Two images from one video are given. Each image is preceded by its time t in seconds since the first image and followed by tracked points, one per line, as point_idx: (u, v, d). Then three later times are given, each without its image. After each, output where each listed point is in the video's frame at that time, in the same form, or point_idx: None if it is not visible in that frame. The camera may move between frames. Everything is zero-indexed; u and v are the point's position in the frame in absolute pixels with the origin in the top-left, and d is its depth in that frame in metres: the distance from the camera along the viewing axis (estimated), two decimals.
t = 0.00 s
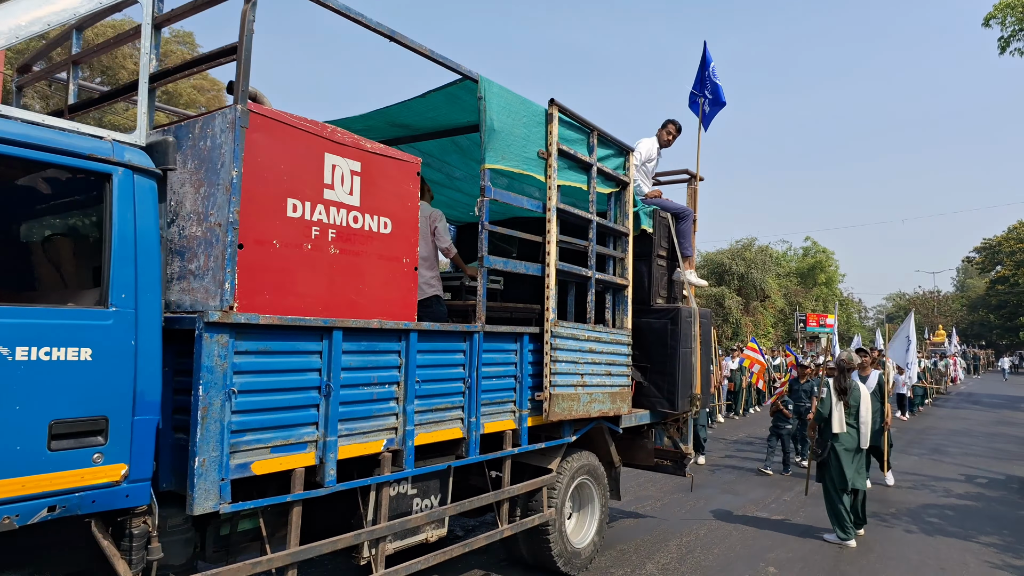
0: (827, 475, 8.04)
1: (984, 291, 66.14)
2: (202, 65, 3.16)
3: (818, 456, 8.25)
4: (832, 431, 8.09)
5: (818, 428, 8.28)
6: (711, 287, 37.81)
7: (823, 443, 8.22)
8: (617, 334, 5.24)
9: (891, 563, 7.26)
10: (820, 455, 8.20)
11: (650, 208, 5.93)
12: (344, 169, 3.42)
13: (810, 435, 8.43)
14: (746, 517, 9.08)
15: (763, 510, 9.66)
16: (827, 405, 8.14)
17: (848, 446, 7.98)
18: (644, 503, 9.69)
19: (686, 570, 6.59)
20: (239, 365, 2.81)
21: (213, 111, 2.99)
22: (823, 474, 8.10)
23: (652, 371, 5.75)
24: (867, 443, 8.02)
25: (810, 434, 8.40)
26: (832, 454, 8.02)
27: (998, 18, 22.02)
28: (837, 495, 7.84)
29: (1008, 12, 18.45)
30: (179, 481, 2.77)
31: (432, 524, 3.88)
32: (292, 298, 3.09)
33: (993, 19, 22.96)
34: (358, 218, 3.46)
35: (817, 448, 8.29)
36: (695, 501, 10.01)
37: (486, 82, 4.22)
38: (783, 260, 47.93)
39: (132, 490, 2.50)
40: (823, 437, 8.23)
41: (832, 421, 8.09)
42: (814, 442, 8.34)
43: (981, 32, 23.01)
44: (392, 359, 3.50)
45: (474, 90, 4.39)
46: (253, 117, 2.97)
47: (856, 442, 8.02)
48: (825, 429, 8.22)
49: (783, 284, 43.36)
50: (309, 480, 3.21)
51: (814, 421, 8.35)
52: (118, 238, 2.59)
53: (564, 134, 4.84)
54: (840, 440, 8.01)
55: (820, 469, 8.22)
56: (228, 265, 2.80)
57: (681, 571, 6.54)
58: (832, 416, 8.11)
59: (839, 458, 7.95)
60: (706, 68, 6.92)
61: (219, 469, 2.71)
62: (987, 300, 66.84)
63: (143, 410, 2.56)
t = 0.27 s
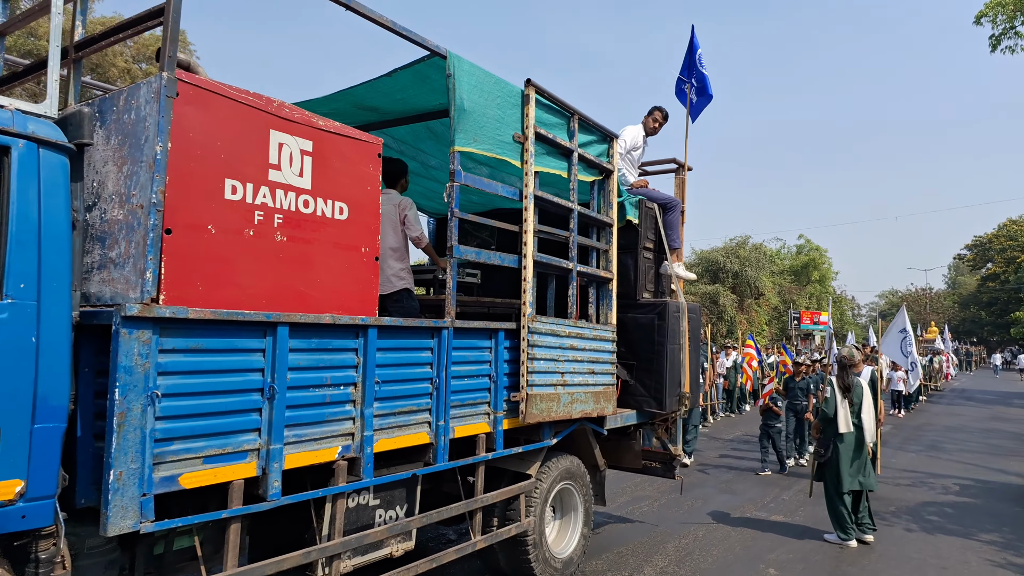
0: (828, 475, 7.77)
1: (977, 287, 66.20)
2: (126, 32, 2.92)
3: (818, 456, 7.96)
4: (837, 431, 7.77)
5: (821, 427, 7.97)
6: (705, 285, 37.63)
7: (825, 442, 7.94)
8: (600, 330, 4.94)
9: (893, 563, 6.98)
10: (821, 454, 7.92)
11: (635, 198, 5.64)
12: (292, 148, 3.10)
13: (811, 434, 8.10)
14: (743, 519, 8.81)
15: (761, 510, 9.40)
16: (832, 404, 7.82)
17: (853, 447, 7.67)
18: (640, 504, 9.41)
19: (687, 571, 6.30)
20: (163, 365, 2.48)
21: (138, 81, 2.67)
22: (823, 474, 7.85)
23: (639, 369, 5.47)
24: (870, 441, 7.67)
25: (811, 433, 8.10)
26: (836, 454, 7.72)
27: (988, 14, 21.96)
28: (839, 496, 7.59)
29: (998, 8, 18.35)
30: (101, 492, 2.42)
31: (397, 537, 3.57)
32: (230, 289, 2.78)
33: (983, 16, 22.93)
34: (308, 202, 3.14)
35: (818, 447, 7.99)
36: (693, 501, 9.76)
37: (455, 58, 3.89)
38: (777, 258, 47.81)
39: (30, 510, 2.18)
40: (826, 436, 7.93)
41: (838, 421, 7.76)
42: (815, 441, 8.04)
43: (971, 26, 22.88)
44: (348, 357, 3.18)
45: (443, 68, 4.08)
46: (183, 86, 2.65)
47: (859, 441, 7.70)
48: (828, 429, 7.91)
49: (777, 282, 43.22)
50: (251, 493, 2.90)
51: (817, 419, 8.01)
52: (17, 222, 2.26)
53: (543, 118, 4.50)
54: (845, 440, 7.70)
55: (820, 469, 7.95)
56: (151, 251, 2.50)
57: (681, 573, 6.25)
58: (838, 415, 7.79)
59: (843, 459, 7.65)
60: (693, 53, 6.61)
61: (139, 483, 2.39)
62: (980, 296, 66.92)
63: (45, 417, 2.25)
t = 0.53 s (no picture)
0: (830, 478, 7.49)
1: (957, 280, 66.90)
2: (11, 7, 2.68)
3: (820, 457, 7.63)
4: (846, 433, 7.49)
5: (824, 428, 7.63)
6: (690, 284, 37.58)
7: (826, 443, 7.64)
8: (574, 332, 4.64)
9: (892, 565, 6.76)
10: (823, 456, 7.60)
11: (609, 192, 5.36)
12: (218, 136, 2.75)
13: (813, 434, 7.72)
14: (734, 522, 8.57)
15: (755, 512, 9.17)
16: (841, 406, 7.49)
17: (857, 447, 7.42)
18: (632, 509, 9.15)
19: None
20: (56, 387, 2.13)
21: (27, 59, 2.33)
22: (824, 476, 7.56)
23: (617, 372, 5.17)
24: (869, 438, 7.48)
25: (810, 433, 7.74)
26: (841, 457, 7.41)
27: (962, 11, 22.12)
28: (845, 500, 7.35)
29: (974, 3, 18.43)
30: None
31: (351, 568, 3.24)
32: (141, 297, 2.43)
33: (957, 14, 23.12)
34: (238, 197, 2.80)
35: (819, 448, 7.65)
36: (686, 505, 9.54)
37: (407, 40, 3.54)
38: (760, 255, 47.95)
39: None
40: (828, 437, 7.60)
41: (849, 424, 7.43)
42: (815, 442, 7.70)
43: (947, 21, 22.92)
44: (286, 371, 2.85)
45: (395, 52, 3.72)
46: (78, 64, 2.30)
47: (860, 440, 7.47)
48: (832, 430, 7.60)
49: (761, 280, 43.29)
50: (172, 528, 2.56)
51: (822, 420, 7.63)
52: None
53: (506, 106, 4.16)
54: (850, 441, 7.42)
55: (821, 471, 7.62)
56: (38, 253, 2.15)
57: None
58: (847, 417, 7.48)
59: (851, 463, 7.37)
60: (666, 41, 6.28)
61: (24, 526, 2.04)
62: (959, 290, 67.66)
63: None
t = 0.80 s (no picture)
0: (834, 486, 7.25)
1: (943, 287, 67.33)
2: None
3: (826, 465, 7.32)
4: (854, 440, 7.25)
5: (832, 435, 7.28)
6: (678, 288, 37.47)
7: (832, 450, 7.29)
8: (550, 335, 4.37)
9: None
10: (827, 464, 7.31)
11: (591, 188, 5.09)
12: (147, 109, 2.45)
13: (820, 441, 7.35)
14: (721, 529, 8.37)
15: (744, 519, 8.97)
16: (851, 413, 7.28)
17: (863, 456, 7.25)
18: (620, 514, 8.92)
19: None
20: None
21: None
22: (827, 484, 7.28)
23: (595, 377, 4.91)
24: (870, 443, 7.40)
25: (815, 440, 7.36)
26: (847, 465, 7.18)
27: (953, 21, 22.21)
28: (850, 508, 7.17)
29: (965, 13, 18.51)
30: None
31: None
32: (46, 288, 2.13)
33: (947, 24, 23.23)
34: (168, 179, 2.51)
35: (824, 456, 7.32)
36: (674, 510, 9.34)
37: (370, 15, 3.24)
38: (749, 261, 48.00)
39: None
40: (834, 444, 7.30)
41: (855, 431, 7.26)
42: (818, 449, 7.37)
43: (937, 29, 22.91)
44: (220, 374, 2.56)
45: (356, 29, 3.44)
46: None
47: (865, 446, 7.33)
48: (839, 437, 7.28)
49: (750, 285, 43.33)
50: (79, 550, 2.26)
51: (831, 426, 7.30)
52: None
53: (479, 92, 3.87)
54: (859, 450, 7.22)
55: (826, 479, 7.33)
56: None
57: None
58: (854, 422, 7.32)
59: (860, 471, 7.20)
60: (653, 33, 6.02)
61: None
62: (945, 298, 68.15)
63: None
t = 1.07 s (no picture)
0: (838, 488, 7.05)
1: (933, 290, 67.55)
2: None
3: (830, 468, 7.07)
4: (857, 440, 7.12)
5: (837, 437, 7.04)
6: (670, 289, 37.30)
7: (836, 452, 7.06)
8: (526, 333, 4.11)
9: None
10: (832, 466, 7.06)
11: (573, 178, 4.81)
12: (60, 73, 2.16)
13: (827, 445, 7.06)
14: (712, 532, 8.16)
15: (736, 521, 8.76)
16: (855, 413, 7.12)
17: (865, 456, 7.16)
18: (611, 516, 8.70)
19: None
20: None
21: None
22: (830, 487, 7.07)
23: (575, 378, 4.66)
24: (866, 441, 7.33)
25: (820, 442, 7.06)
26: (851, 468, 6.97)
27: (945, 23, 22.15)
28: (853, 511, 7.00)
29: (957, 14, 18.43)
30: None
31: None
32: None
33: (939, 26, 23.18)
34: (85, 152, 2.23)
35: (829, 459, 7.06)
36: (663, 513, 9.10)
37: None
38: (739, 263, 47.92)
39: None
40: (839, 446, 7.06)
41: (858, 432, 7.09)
42: (823, 452, 7.09)
43: (930, 31, 22.76)
44: (144, 372, 2.29)
45: None
46: None
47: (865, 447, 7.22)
48: (844, 439, 7.04)
49: (741, 287, 43.26)
50: None
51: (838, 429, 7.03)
52: None
53: (450, 70, 3.60)
54: (863, 450, 7.12)
55: (830, 483, 7.08)
56: None
57: None
58: (857, 424, 7.12)
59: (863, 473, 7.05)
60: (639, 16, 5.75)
61: None
62: (934, 301, 68.45)
63: None
